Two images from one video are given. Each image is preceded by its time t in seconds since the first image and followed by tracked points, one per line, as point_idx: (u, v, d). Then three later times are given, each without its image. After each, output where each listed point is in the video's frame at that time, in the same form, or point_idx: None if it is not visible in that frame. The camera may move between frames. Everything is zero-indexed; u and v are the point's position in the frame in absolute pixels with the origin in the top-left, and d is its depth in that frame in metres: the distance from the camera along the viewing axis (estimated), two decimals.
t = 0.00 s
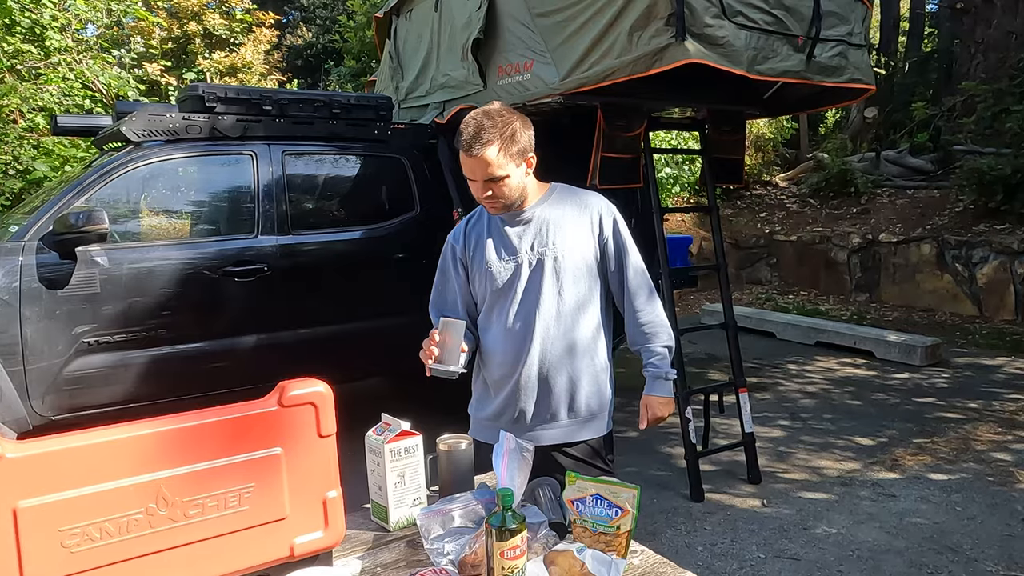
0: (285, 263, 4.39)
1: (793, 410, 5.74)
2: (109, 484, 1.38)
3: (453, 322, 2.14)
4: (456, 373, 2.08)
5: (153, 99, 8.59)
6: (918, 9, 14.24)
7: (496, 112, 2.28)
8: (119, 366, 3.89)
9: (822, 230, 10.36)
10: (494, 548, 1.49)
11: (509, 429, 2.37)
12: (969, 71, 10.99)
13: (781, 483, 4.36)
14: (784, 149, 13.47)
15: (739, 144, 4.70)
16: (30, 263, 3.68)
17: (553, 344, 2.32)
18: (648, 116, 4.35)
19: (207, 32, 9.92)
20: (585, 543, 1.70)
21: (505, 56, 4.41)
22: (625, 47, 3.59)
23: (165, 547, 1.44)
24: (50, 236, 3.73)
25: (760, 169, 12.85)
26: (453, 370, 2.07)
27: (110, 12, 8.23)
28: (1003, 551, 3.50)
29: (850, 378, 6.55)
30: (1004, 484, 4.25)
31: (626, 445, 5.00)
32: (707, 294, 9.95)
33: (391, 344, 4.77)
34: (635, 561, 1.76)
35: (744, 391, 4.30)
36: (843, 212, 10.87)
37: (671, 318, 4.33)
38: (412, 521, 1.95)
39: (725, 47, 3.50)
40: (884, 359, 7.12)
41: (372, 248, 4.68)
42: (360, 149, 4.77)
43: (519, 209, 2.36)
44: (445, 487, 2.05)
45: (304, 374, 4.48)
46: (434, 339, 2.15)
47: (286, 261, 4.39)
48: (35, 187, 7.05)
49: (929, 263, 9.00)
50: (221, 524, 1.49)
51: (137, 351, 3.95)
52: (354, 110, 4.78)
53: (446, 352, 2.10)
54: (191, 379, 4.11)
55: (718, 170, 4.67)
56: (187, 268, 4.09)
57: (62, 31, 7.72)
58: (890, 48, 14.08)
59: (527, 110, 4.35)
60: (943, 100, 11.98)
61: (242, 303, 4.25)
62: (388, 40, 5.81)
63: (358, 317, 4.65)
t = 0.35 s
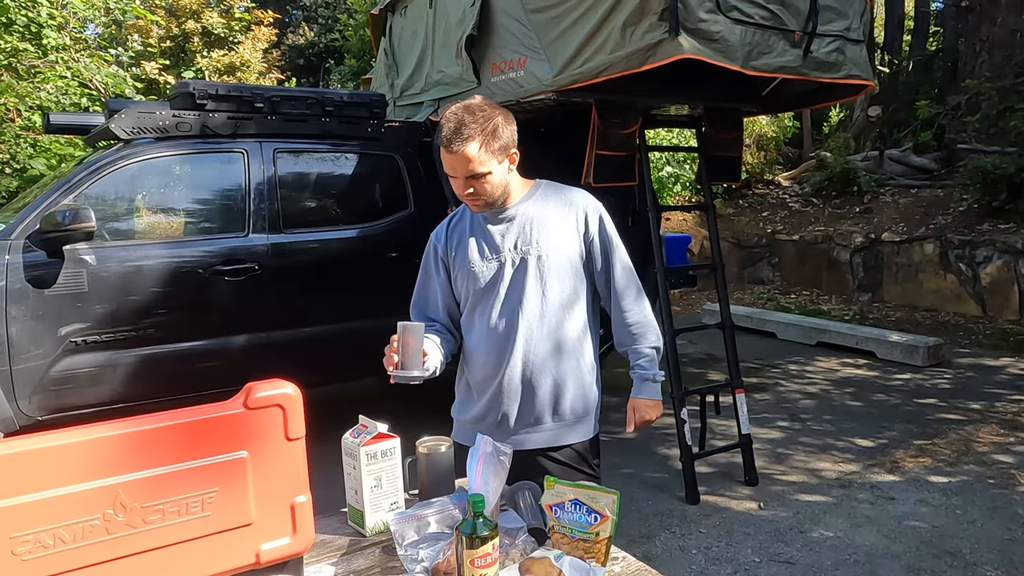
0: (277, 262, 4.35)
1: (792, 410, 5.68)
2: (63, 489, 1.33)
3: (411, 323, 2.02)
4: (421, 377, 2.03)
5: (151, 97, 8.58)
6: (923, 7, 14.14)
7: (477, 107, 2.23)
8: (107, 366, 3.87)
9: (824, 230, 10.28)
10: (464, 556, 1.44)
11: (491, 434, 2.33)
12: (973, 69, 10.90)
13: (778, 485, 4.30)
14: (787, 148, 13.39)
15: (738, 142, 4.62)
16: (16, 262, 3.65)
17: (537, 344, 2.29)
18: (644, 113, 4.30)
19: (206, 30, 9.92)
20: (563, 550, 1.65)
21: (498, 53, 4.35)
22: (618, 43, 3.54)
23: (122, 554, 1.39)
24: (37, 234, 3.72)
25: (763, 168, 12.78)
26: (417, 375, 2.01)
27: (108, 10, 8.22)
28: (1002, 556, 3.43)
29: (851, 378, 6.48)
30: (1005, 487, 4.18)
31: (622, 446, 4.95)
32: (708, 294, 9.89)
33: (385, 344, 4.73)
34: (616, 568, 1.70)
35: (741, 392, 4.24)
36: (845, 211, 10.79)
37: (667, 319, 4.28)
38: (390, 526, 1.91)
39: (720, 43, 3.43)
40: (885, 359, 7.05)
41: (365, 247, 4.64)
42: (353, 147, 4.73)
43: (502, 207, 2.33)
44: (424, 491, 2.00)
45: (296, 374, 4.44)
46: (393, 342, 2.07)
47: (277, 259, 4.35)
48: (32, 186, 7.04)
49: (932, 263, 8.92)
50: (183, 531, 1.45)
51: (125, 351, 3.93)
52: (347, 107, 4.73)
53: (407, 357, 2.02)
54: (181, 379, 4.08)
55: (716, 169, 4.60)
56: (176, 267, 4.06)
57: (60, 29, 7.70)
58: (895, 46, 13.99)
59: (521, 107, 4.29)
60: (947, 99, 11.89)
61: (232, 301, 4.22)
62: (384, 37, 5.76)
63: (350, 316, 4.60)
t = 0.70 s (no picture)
0: (259, 262, 4.26)
1: (790, 413, 5.55)
2: None
3: (380, 358, 2.00)
4: (394, 414, 1.95)
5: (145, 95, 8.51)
6: (931, 2, 13.95)
7: (445, 100, 2.14)
8: (83, 368, 3.80)
9: (828, 228, 10.14)
10: None
11: (459, 443, 2.25)
12: (980, 64, 10.72)
13: (773, 491, 4.19)
14: (791, 145, 13.24)
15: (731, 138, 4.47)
16: None
17: (506, 350, 2.21)
18: (636, 106, 4.19)
19: (201, 27, 9.85)
20: (520, 572, 1.56)
21: (486, 47, 4.23)
22: (604, 36, 3.43)
23: None
24: (11, 234, 3.64)
25: (766, 165, 12.63)
26: (389, 413, 1.94)
27: (101, 6, 8.13)
28: (1002, 567, 3.31)
29: (852, 379, 6.35)
30: (1007, 493, 4.05)
31: (614, 449, 4.84)
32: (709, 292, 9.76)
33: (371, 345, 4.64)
34: None
35: (734, 395, 4.13)
36: (849, 209, 10.64)
37: (659, 321, 4.18)
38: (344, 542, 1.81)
39: (709, 35, 3.32)
40: (888, 360, 6.92)
41: (350, 246, 4.55)
42: (340, 145, 4.64)
43: (473, 205, 2.25)
44: (383, 506, 1.91)
45: (279, 376, 4.35)
46: (364, 377, 2.03)
47: (260, 259, 4.26)
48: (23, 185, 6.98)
49: (937, 262, 8.78)
50: (104, 554, 1.41)
51: (105, 352, 3.87)
52: (332, 104, 4.63)
53: (377, 394, 1.97)
54: (161, 382, 4.01)
55: (707, 165, 4.46)
56: (155, 267, 3.97)
57: (52, 26, 7.61)
58: (901, 41, 13.81)
59: (508, 103, 4.17)
60: (954, 95, 11.72)
61: (213, 303, 4.13)
62: (374, 32, 5.66)
63: (335, 317, 4.51)
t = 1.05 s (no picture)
0: (253, 261, 4.21)
1: (796, 414, 5.45)
2: None
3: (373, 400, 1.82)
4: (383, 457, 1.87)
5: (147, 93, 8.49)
6: None
7: (436, 94, 2.07)
8: (73, 369, 3.76)
9: (836, 226, 10.01)
10: None
11: (444, 448, 2.20)
12: (993, 59, 10.56)
13: (776, 495, 4.10)
14: (800, 142, 13.10)
15: (735, 134, 4.35)
16: None
17: (493, 352, 2.15)
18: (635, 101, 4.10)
19: (204, 25, 9.84)
20: None
21: (483, 42, 4.16)
22: (601, 30, 3.35)
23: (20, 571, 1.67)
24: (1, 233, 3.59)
25: (774, 163, 12.50)
26: (378, 457, 1.85)
27: (104, 4, 8.10)
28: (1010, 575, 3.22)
29: (859, 380, 6.24)
30: (1017, 498, 3.95)
31: (615, 451, 4.76)
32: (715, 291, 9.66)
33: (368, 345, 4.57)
34: None
35: (736, 396, 4.04)
36: (858, 207, 10.50)
37: (659, 321, 4.09)
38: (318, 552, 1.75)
39: (707, 28, 3.25)
40: (896, 360, 6.81)
41: (346, 243, 4.49)
42: (336, 142, 4.58)
43: (462, 203, 2.19)
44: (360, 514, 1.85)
45: (273, 377, 4.29)
46: (350, 415, 1.84)
47: (253, 258, 4.21)
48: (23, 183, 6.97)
49: (947, 261, 8.64)
50: (56, 561, 1.71)
51: (97, 351, 3.83)
52: (328, 100, 4.57)
53: (368, 437, 1.84)
54: (153, 382, 3.97)
55: (708, 161, 4.36)
56: (147, 266, 3.93)
57: (53, 23, 7.58)
58: (912, 38, 13.64)
59: (506, 98, 4.09)
60: (966, 91, 11.55)
61: (205, 302, 4.08)
62: (372, 29, 5.59)
63: (331, 317, 4.45)
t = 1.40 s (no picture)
0: (258, 261, 4.16)
1: (811, 418, 5.34)
2: None
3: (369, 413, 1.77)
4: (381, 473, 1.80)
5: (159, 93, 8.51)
6: None
7: (444, 86, 2.01)
8: (78, 370, 3.73)
9: (853, 227, 9.86)
10: None
11: (443, 454, 2.14)
12: (1015, 57, 10.37)
13: (790, 502, 4.00)
14: (816, 141, 12.95)
15: (748, 133, 4.27)
16: None
17: (496, 357, 2.08)
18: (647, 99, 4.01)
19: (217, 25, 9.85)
20: None
21: (491, 39, 4.08)
22: (610, 26, 3.28)
23: None
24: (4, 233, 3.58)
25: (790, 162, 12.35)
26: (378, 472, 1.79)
27: (116, 4, 8.12)
28: None
29: (876, 384, 6.12)
30: None
31: (625, 456, 4.68)
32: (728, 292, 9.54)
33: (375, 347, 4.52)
34: None
35: (749, 400, 3.96)
36: (875, 207, 10.34)
37: (670, 324, 4.02)
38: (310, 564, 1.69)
39: (720, 23, 3.17)
40: (914, 363, 6.68)
41: (353, 243, 4.44)
42: (343, 141, 4.52)
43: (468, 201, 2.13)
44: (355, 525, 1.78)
45: (280, 378, 4.25)
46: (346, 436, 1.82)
47: (259, 259, 4.17)
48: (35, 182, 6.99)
49: (967, 261, 8.50)
50: None
51: (101, 352, 3.80)
52: (335, 99, 4.53)
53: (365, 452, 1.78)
54: (157, 383, 3.93)
55: (720, 161, 4.27)
56: (151, 267, 3.90)
57: (66, 23, 7.60)
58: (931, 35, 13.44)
59: (515, 96, 4.01)
60: (986, 89, 11.36)
61: (211, 303, 4.04)
62: (381, 27, 5.54)
63: (338, 319, 4.41)
